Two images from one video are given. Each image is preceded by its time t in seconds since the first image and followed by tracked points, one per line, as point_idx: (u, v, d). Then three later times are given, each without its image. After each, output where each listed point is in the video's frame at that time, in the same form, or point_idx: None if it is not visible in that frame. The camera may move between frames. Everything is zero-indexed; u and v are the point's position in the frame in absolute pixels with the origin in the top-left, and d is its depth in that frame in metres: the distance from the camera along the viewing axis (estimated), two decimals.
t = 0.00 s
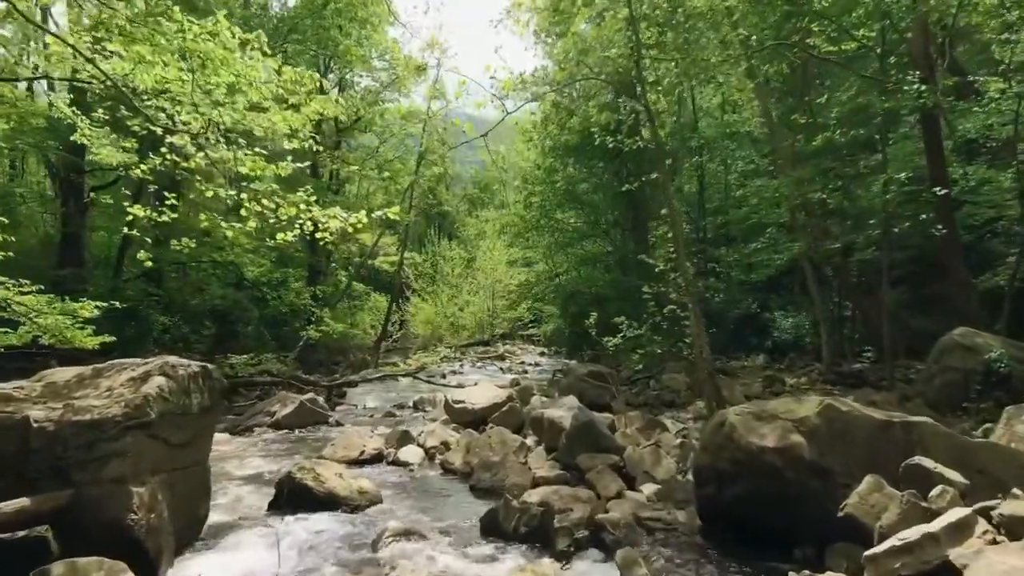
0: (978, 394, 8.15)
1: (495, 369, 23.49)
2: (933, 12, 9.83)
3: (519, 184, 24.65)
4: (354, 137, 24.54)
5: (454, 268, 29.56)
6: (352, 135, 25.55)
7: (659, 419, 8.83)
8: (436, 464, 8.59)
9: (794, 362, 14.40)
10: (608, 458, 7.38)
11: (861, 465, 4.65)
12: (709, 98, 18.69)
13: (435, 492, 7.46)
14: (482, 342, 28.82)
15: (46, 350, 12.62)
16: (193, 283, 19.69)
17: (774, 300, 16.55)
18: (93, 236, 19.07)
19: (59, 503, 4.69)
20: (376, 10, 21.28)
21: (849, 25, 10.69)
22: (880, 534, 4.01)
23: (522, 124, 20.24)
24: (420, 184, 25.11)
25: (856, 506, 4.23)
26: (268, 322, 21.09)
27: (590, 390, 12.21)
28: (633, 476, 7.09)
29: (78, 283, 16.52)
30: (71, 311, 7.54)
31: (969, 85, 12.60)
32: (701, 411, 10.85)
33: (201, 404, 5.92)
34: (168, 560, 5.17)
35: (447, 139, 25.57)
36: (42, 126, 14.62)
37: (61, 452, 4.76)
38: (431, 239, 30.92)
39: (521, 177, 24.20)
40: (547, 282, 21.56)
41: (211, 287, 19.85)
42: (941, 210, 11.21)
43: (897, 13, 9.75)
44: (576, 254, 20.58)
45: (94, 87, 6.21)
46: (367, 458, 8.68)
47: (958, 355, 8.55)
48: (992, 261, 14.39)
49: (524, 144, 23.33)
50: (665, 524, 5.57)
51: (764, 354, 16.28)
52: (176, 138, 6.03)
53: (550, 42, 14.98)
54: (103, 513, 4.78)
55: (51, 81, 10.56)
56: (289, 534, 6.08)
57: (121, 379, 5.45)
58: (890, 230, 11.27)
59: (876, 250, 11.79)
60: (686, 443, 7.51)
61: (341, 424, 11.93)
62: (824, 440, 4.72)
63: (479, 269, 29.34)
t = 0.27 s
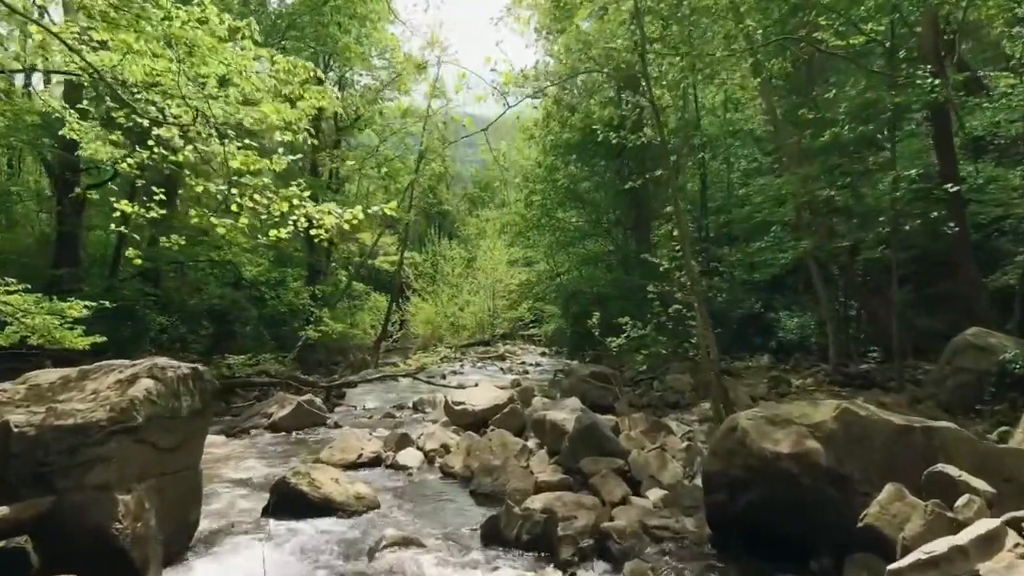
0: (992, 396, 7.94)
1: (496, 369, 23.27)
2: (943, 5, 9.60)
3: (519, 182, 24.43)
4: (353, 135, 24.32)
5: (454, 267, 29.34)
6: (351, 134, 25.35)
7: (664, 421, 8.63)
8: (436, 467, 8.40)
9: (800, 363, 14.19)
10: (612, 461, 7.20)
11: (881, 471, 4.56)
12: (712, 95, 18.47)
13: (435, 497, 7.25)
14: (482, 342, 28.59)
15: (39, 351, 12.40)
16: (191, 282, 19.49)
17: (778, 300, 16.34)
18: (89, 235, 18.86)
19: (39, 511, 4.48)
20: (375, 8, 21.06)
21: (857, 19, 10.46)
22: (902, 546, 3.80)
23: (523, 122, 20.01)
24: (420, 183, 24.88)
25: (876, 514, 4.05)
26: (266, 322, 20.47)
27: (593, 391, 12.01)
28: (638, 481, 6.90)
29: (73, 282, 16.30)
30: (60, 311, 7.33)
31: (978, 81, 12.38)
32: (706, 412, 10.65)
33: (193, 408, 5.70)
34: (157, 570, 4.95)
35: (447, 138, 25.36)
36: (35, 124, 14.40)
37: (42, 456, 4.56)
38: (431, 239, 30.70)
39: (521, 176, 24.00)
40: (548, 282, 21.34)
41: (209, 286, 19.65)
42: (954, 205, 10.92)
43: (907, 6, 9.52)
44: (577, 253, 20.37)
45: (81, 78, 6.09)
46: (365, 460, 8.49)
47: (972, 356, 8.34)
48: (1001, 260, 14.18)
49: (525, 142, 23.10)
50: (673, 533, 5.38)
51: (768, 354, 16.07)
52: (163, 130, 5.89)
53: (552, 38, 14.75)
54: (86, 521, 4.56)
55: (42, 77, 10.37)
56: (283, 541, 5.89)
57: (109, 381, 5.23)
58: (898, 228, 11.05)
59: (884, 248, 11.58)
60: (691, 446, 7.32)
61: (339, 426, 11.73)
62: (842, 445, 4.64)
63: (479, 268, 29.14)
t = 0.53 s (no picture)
0: (1009, 399, 7.71)
1: (497, 369, 23.03)
2: None
3: (520, 181, 24.19)
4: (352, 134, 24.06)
5: (455, 267, 29.10)
6: (350, 132, 25.11)
7: (670, 424, 8.39)
8: (435, 472, 8.17)
9: (806, 364, 13.95)
10: (618, 467, 6.97)
11: (909, 483, 4.47)
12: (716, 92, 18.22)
13: (434, 503, 7.03)
14: (483, 342, 28.35)
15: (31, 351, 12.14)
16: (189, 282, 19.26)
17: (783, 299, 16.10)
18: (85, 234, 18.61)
19: (17, 524, 4.26)
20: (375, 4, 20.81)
21: (869, 12, 10.20)
22: (932, 562, 3.56)
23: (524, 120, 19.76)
24: (420, 182, 24.64)
25: (903, 528, 3.81)
26: (266, 322, 20.40)
27: (596, 393, 11.78)
28: (645, 487, 6.67)
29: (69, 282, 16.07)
30: (46, 311, 7.10)
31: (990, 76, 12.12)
32: (712, 414, 10.42)
33: (181, 412, 5.47)
34: None
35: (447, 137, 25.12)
36: (28, 120, 14.15)
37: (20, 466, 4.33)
38: (431, 238, 30.45)
39: (523, 174, 23.76)
40: (549, 281, 21.10)
41: (206, 286, 19.42)
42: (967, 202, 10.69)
43: None
44: (579, 252, 20.13)
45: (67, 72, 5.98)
46: (362, 465, 8.26)
47: (987, 357, 8.11)
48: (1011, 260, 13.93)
49: (526, 141, 22.85)
50: (684, 545, 5.17)
51: (774, 355, 15.83)
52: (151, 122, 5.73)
53: (555, 32, 14.49)
54: (66, 533, 4.34)
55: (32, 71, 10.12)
56: (278, 552, 5.67)
57: (93, 385, 4.99)
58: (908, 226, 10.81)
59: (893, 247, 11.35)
60: (699, 451, 7.08)
61: (337, 428, 11.50)
62: (865, 453, 4.52)
63: (480, 268, 28.89)
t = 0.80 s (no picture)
0: None
1: (497, 370, 22.81)
2: None
3: (521, 180, 23.99)
4: (352, 133, 23.91)
5: (455, 267, 28.89)
6: (350, 130, 24.87)
7: (676, 427, 8.19)
8: (436, 477, 7.97)
9: (812, 365, 13.73)
10: (623, 471, 6.79)
11: (931, 495, 4.42)
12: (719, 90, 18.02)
13: (434, 510, 6.83)
14: (484, 343, 28.12)
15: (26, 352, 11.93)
16: (186, 281, 19.04)
17: (787, 299, 15.89)
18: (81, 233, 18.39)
19: None
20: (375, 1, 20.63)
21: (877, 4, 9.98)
22: None
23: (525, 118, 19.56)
24: (420, 181, 24.45)
25: (929, 542, 3.64)
26: (265, 322, 20.25)
27: (599, 395, 11.58)
28: (651, 493, 6.47)
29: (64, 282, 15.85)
30: (33, 311, 6.92)
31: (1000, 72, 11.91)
32: (719, 417, 10.21)
33: (172, 416, 5.29)
34: None
35: (447, 136, 24.94)
36: (22, 117, 13.95)
37: None
38: (431, 237, 30.25)
39: (524, 173, 23.53)
40: (551, 281, 20.89)
41: (204, 286, 19.20)
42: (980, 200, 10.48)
43: None
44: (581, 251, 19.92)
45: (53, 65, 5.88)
46: (361, 469, 8.06)
47: (1001, 359, 7.91)
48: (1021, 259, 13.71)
49: (526, 139, 22.66)
50: (695, 555, 4.98)
51: (778, 355, 15.63)
52: (138, 115, 5.61)
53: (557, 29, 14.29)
54: (50, 544, 4.17)
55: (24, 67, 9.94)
56: (273, 561, 5.48)
57: (78, 390, 4.78)
58: (919, 225, 10.58)
59: (902, 246, 11.14)
60: (707, 455, 6.89)
61: (336, 430, 11.29)
62: (885, 463, 4.44)
63: (480, 268, 28.65)
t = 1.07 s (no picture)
0: None
1: (498, 371, 22.62)
2: None
3: (522, 180, 23.81)
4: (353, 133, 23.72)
5: (455, 267, 28.69)
6: (350, 129, 24.69)
7: (682, 429, 7.99)
8: (436, 481, 7.78)
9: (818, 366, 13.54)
10: (629, 476, 6.61)
11: (954, 504, 4.28)
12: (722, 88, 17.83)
13: (435, 516, 6.64)
14: (485, 343, 27.93)
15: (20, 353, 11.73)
16: (185, 281, 18.87)
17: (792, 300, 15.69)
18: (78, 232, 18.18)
19: None
20: None
21: None
22: None
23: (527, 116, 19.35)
24: (421, 181, 24.26)
25: (957, 556, 3.42)
26: (264, 323, 19.97)
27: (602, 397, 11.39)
28: (658, 499, 6.28)
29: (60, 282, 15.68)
30: (21, 311, 6.73)
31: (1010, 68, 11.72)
32: (725, 419, 10.01)
33: (162, 421, 5.09)
34: None
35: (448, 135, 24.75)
36: (18, 114, 13.77)
37: None
38: (432, 237, 30.05)
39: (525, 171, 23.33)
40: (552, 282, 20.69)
41: (203, 286, 19.01)
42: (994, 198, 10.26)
43: None
44: (583, 251, 19.72)
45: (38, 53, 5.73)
46: (360, 474, 7.88)
47: (1016, 360, 7.73)
48: None
49: (527, 139, 22.47)
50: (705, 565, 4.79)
51: (783, 356, 15.42)
52: (125, 107, 5.49)
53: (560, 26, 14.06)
54: (32, 556, 3.99)
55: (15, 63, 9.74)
56: (266, 570, 5.28)
57: (64, 393, 4.59)
58: (930, 222, 10.39)
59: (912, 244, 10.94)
60: (715, 459, 6.69)
61: (334, 433, 11.10)
62: (908, 471, 4.34)
63: (481, 267, 28.45)
